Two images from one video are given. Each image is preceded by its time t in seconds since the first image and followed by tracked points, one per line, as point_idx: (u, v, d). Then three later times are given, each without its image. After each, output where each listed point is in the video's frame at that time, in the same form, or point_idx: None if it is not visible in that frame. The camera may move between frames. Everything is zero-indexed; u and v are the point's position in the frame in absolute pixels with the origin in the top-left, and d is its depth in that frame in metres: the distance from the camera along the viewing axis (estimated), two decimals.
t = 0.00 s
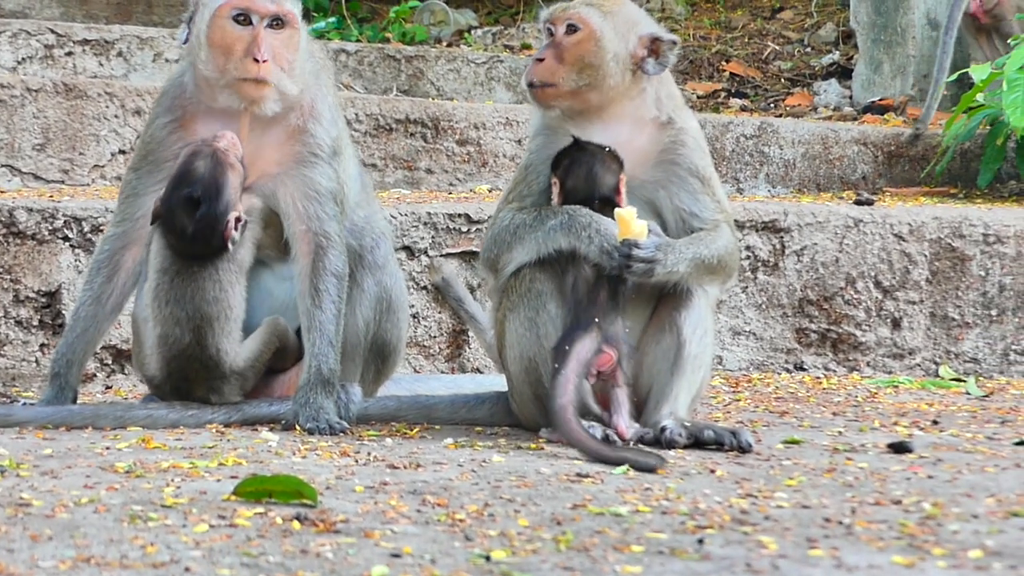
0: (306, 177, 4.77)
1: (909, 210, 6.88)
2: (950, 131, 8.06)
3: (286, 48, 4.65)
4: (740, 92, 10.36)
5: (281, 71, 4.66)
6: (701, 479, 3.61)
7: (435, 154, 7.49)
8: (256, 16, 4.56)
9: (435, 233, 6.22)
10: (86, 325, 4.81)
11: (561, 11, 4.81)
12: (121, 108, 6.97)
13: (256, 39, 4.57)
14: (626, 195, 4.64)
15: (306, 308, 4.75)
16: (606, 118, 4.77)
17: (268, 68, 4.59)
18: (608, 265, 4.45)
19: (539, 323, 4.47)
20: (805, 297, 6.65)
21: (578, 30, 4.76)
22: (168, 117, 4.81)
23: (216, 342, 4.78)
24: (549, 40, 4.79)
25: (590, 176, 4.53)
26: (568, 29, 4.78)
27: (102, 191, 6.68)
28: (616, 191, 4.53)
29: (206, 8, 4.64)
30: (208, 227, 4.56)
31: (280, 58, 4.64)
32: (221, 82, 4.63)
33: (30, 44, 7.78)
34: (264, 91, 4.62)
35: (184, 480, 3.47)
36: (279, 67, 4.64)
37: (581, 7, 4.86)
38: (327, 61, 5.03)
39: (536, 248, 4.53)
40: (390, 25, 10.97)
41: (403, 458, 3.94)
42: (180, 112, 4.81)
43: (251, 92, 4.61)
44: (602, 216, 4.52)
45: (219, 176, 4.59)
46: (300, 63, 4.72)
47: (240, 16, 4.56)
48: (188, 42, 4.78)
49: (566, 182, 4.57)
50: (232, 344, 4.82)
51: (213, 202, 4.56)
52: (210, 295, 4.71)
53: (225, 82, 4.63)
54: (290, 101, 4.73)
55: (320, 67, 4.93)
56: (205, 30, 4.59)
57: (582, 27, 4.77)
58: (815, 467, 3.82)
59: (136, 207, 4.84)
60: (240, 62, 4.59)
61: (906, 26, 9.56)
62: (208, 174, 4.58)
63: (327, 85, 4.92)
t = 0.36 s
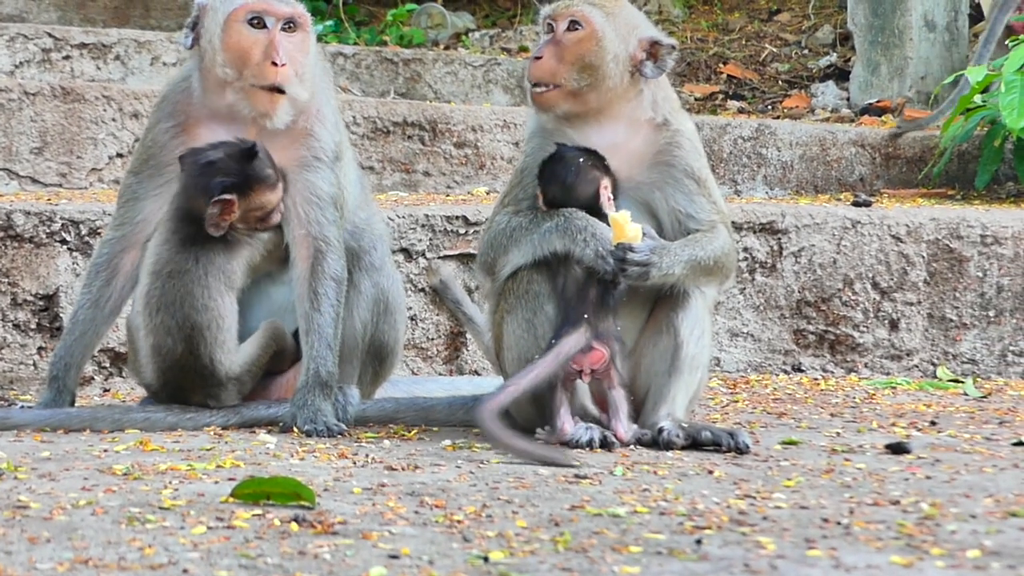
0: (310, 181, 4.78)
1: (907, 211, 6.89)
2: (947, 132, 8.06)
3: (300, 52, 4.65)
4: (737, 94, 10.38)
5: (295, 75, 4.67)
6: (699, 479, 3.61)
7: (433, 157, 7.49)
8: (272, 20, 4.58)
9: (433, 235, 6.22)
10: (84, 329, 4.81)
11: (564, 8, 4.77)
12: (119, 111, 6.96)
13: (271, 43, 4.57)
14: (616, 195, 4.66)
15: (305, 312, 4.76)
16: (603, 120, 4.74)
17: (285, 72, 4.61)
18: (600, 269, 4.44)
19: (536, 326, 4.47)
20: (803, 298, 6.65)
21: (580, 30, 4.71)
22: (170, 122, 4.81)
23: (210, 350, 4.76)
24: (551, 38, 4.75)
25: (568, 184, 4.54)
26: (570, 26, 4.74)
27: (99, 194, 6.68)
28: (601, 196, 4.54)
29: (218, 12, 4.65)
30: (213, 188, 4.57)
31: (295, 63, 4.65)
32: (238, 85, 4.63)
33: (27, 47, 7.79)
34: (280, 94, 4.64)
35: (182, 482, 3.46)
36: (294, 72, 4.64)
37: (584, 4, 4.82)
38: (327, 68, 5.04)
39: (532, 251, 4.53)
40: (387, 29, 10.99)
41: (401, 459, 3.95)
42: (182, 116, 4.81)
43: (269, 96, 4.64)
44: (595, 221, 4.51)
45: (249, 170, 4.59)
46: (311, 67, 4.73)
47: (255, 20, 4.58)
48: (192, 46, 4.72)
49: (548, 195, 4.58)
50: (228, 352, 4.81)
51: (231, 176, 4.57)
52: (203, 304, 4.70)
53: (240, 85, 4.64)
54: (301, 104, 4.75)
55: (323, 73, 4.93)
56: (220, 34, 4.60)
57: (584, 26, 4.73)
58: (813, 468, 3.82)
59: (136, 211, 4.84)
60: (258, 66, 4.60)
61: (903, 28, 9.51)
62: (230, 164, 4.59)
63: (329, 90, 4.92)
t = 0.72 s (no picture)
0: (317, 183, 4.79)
1: (907, 209, 6.88)
2: (947, 131, 8.06)
3: (312, 56, 4.68)
4: (736, 93, 10.38)
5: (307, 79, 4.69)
6: (700, 478, 3.61)
7: (432, 156, 7.49)
8: (285, 23, 4.61)
9: (432, 234, 6.22)
10: (85, 329, 4.81)
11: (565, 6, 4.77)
12: (118, 111, 6.96)
13: (285, 47, 4.60)
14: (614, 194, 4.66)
15: (306, 312, 4.76)
16: (600, 119, 4.74)
17: (301, 75, 4.61)
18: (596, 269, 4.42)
19: (536, 324, 4.47)
20: (803, 297, 6.65)
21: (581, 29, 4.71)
22: (176, 125, 4.80)
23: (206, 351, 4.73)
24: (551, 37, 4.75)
25: (562, 192, 4.57)
26: (571, 25, 4.74)
27: (98, 194, 6.68)
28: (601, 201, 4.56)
29: (229, 15, 4.68)
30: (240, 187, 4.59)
31: (308, 67, 4.67)
32: (252, 90, 4.65)
33: (26, 48, 7.79)
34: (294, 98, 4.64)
35: (182, 481, 3.46)
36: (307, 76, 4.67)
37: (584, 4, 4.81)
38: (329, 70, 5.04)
39: (531, 250, 4.52)
40: (386, 28, 11.00)
41: (401, 458, 3.94)
42: (189, 121, 4.81)
43: (282, 100, 4.65)
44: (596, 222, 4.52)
45: (284, 190, 4.60)
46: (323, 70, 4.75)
47: (268, 23, 4.62)
48: (200, 47, 4.73)
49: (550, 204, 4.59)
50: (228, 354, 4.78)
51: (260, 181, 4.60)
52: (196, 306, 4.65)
53: (254, 89, 4.65)
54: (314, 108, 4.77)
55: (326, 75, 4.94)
56: (234, 38, 4.63)
57: (586, 25, 4.73)
58: (813, 466, 3.81)
59: (138, 214, 4.81)
60: (272, 70, 4.62)
61: (903, 27, 9.48)
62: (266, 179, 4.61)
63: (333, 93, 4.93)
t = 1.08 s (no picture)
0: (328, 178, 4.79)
1: (907, 206, 6.88)
2: (948, 128, 8.06)
3: (317, 57, 4.68)
4: (737, 90, 10.38)
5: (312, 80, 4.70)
6: (701, 474, 3.61)
7: (432, 153, 7.49)
8: (290, 24, 4.62)
9: (432, 231, 6.22)
10: (87, 326, 4.81)
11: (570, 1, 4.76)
12: (118, 108, 6.95)
13: (290, 50, 4.61)
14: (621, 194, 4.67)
15: (307, 308, 4.75)
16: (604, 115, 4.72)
17: (306, 77, 4.63)
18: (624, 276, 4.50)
19: (539, 322, 4.46)
20: (803, 294, 6.65)
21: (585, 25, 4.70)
22: (183, 125, 4.79)
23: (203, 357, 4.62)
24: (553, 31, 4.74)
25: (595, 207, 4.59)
26: (573, 20, 4.74)
27: (99, 190, 6.68)
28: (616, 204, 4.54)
29: (233, 15, 4.67)
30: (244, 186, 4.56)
31: (313, 68, 4.68)
32: (259, 91, 4.65)
33: (27, 45, 7.79)
34: (298, 99, 4.65)
35: (183, 477, 3.46)
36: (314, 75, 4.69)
37: None
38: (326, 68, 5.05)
39: (547, 249, 4.51)
40: (386, 26, 11.02)
41: (402, 454, 3.94)
42: (196, 121, 4.80)
43: (288, 102, 4.65)
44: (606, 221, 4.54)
45: (288, 196, 4.56)
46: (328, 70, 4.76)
47: (272, 26, 4.62)
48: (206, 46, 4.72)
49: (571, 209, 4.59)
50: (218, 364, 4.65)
51: (263, 181, 4.57)
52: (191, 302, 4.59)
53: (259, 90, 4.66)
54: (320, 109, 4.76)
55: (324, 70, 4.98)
56: (238, 38, 4.63)
57: (589, 20, 4.72)
58: (814, 462, 3.81)
59: (143, 212, 4.81)
60: (277, 72, 4.63)
61: (903, 24, 9.46)
62: (271, 181, 4.57)
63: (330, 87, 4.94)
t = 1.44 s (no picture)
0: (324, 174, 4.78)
1: (908, 201, 6.87)
2: (949, 123, 8.06)
3: (273, 43, 4.58)
4: (738, 85, 10.37)
5: (268, 66, 4.59)
6: (702, 469, 3.60)
7: (433, 148, 7.48)
8: (239, 13, 4.52)
9: (434, 226, 6.22)
10: (89, 321, 4.85)
11: (609, 7, 4.59)
12: (118, 103, 6.94)
13: (237, 37, 4.52)
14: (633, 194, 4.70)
15: (309, 304, 4.73)
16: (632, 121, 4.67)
17: (247, 66, 4.53)
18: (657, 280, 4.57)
19: (546, 317, 4.44)
20: (805, 289, 6.65)
21: (624, 35, 4.59)
22: (184, 119, 4.74)
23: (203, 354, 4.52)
24: (588, 35, 4.58)
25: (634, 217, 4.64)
26: (616, 30, 4.60)
27: (99, 185, 6.68)
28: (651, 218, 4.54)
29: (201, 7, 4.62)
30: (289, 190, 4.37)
31: (267, 53, 4.57)
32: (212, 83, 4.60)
33: (27, 39, 7.80)
34: (246, 88, 4.56)
35: (184, 472, 3.45)
36: (267, 65, 4.58)
37: None
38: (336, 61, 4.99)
39: (565, 249, 4.50)
40: (387, 21, 11.01)
41: (404, 449, 3.94)
42: (192, 113, 4.74)
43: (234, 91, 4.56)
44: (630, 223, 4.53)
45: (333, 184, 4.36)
46: (294, 54, 4.63)
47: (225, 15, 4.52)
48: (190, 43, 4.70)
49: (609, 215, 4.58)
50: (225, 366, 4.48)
51: (309, 179, 4.38)
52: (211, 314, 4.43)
53: (212, 81, 4.59)
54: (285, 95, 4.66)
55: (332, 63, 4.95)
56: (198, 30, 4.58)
57: (632, 30, 4.61)
58: (816, 457, 3.81)
59: (148, 207, 4.80)
60: (221, 61, 4.54)
61: (904, 20, 9.40)
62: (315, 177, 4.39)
63: (335, 81, 4.91)
